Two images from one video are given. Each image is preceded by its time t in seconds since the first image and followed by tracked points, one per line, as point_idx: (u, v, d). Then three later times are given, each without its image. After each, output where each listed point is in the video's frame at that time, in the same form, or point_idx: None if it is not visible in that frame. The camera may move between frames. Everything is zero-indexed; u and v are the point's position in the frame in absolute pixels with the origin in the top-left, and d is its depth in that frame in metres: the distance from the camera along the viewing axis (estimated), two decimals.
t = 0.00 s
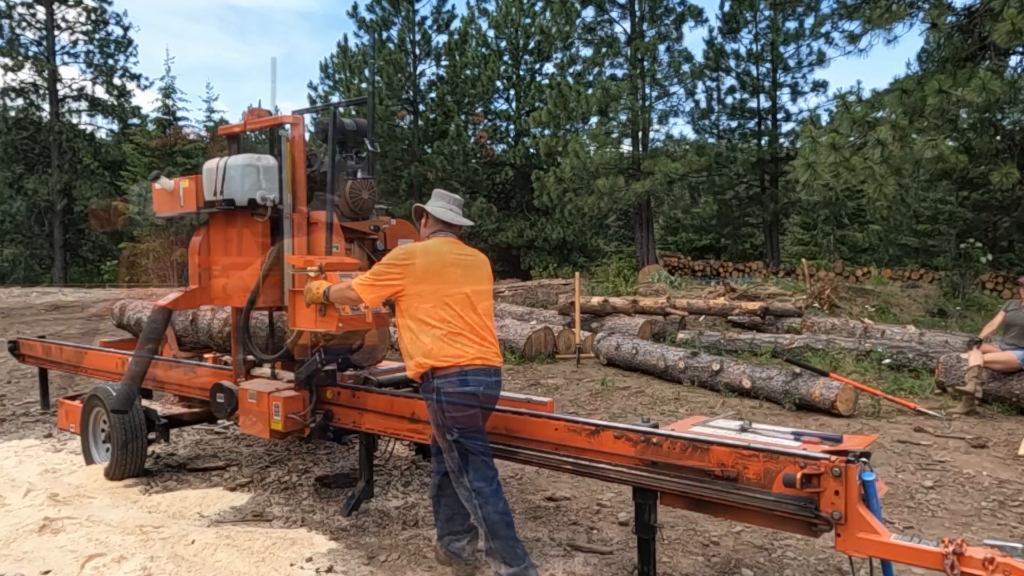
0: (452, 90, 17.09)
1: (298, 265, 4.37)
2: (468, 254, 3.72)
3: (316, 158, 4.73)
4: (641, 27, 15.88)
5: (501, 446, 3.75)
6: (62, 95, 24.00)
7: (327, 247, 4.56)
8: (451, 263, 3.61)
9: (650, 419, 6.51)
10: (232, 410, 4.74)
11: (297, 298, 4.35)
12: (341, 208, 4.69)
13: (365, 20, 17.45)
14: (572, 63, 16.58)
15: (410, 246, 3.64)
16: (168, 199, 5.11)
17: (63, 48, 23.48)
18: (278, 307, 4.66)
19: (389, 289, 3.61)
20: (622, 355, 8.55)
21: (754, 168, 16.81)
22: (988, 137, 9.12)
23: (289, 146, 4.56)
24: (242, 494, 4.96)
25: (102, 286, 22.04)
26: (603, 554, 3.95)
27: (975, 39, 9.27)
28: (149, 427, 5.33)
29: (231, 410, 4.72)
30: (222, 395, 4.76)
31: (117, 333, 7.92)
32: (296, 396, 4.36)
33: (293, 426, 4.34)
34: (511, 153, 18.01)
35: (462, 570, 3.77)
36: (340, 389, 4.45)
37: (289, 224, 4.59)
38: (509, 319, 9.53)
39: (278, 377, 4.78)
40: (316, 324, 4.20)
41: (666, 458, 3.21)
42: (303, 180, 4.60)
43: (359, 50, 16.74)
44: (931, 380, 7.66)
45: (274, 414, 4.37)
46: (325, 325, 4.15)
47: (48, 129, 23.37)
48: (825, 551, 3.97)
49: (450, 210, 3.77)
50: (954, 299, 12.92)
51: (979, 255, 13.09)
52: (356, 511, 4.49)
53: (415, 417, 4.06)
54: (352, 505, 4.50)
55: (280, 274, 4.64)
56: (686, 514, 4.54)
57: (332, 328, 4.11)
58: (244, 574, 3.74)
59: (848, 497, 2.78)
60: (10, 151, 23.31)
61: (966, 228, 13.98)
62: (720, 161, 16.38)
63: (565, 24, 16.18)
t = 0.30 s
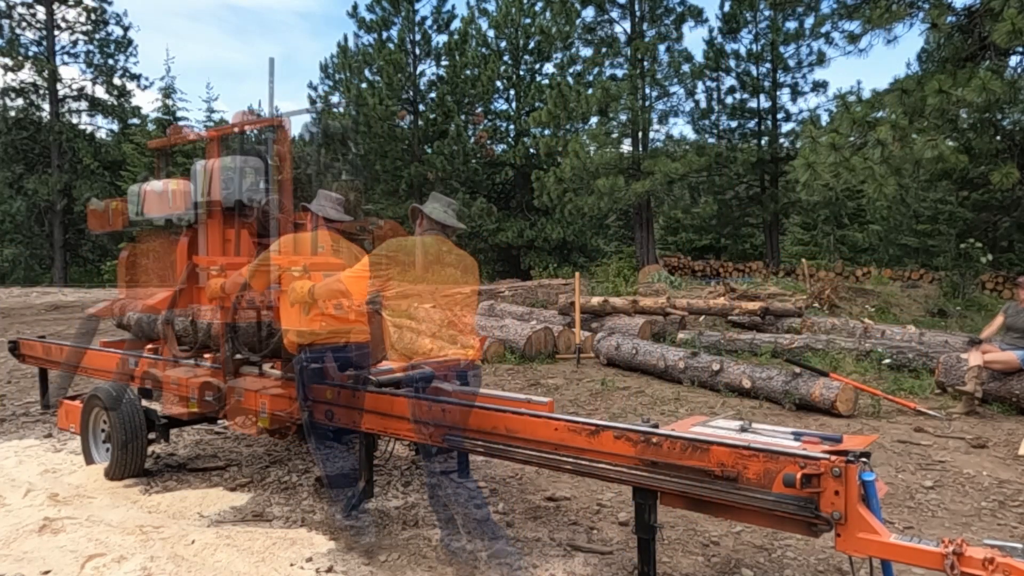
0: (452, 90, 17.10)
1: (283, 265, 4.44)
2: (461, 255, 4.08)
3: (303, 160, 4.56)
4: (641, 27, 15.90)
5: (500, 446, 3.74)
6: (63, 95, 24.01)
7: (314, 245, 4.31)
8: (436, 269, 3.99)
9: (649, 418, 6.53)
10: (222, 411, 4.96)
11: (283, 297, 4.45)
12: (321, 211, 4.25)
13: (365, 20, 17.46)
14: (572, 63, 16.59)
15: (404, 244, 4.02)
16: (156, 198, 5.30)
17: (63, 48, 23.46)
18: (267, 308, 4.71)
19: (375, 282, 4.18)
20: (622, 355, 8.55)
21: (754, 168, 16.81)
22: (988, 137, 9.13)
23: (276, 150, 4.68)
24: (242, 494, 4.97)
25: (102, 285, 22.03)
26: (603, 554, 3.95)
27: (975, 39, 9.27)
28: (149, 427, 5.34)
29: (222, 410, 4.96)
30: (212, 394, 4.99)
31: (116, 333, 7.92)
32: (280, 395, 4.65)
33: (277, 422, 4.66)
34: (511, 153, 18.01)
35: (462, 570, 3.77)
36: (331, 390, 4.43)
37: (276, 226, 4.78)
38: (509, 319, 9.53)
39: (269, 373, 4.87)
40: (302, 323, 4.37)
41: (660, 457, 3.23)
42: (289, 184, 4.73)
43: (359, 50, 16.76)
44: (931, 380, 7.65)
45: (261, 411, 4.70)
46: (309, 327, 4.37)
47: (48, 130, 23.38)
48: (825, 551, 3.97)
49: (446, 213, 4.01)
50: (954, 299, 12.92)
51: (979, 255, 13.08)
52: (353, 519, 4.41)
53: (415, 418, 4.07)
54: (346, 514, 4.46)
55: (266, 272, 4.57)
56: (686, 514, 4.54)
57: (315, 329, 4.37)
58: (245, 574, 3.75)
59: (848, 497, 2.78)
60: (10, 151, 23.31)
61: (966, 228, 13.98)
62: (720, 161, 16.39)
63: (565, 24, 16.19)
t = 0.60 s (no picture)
0: (452, 90, 17.10)
1: (274, 262, 4.07)
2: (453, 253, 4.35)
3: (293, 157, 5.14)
4: (641, 27, 15.91)
5: (500, 446, 3.73)
6: (62, 95, 23.97)
7: (306, 240, 4.15)
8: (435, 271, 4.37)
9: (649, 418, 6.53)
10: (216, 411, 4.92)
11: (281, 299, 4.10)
12: (324, 209, 4.25)
13: (366, 20, 17.46)
14: (572, 63, 16.59)
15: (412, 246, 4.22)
16: (156, 197, 5.13)
17: (63, 48, 23.43)
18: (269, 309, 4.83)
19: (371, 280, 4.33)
20: (622, 354, 8.56)
21: (754, 168, 16.80)
22: (988, 137, 9.12)
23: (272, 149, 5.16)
24: (242, 494, 4.97)
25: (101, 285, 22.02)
26: (603, 554, 3.95)
27: (975, 39, 9.27)
28: (149, 427, 5.34)
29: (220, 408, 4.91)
30: (207, 394, 4.86)
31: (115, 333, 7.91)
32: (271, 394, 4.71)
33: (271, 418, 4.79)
34: (512, 152, 18.01)
35: (462, 570, 3.77)
36: (327, 389, 4.05)
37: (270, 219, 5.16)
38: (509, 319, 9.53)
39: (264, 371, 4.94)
40: (305, 322, 4.03)
41: (660, 457, 3.23)
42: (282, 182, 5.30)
43: (359, 50, 16.75)
44: (931, 380, 7.65)
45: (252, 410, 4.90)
46: (308, 325, 4.03)
47: (48, 130, 23.34)
48: (825, 551, 3.97)
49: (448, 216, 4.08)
50: (954, 299, 12.91)
51: (979, 255, 13.09)
52: (331, 520, 4.03)
53: (416, 418, 4.07)
54: (316, 504, 4.06)
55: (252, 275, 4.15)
56: (686, 514, 4.54)
57: (317, 328, 4.03)
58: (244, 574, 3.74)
59: (848, 497, 2.78)
60: (10, 151, 23.29)
61: (966, 229, 13.97)
62: (720, 161, 16.38)
63: (565, 24, 16.18)
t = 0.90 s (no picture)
0: (452, 90, 17.11)
1: (274, 261, 4.06)
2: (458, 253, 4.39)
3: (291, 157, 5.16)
4: (641, 27, 15.91)
5: (500, 446, 3.73)
6: (62, 95, 23.95)
7: (308, 240, 4.13)
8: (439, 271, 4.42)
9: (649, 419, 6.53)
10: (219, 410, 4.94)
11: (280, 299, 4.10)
12: (327, 210, 4.24)
13: (366, 20, 17.46)
14: (572, 63, 16.60)
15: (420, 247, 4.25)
16: (155, 199, 5.03)
17: (63, 48, 23.41)
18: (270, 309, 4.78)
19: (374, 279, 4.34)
20: (622, 354, 8.56)
21: (754, 168, 16.79)
22: (988, 137, 9.11)
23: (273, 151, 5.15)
24: (243, 494, 4.97)
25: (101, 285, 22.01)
26: (603, 554, 3.95)
27: (975, 39, 9.26)
28: (149, 427, 5.34)
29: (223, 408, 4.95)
30: (211, 394, 4.89)
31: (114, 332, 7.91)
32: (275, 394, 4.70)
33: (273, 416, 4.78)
34: (511, 152, 18.01)
35: (462, 570, 3.77)
36: (325, 390, 4.02)
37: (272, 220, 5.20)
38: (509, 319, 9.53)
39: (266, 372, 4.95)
40: (303, 323, 4.03)
41: (662, 458, 3.22)
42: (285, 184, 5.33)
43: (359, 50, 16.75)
44: (931, 380, 7.65)
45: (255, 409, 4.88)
46: (306, 325, 4.03)
47: (48, 130, 23.32)
48: (825, 551, 3.97)
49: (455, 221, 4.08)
50: (954, 299, 12.90)
51: (979, 255, 13.10)
52: (312, 525, 4.11)
53: (415, 418, 4.07)
54: (304, 506, 4.13)
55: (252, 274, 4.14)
56: (686, 514, 4.54)
57: (316, 330, 4.03)
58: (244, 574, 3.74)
59: (848, 497, 2.78)
60: (10, 151, 23.29)
61: (966, 229, 13.98)
62: (720, 161, 16.39)
63: (565, 24, 16.17)
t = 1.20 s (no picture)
0: (452, 90, 17.10)
1: (274, 262, 4.04)
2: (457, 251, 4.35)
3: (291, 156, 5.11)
4: (641, 27, 15.91)
5: (500, 446, 3.73)
6: (62, 95, 23.94)
7: (307, 241, 4.12)
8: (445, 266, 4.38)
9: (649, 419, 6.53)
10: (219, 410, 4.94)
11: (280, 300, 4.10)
12: (325, 211, 4.25)
13: (366, 20, 17.46)
14: (572, 63, 16.60)
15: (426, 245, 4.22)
16: (155, 200, 5.03)
17: (63, 48, 23.41)
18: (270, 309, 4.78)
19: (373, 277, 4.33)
20: (622, 354, 8.56)
21: (754, 168, 16.79)
22: (988, 137, 9.10)
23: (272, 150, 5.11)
24: (242, 494, 4.97)
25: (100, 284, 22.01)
26: (603, 554, 3.95)
27: (975, 39, 9.26)
28: (149, 427, 5.34)
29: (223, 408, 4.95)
30: (211, 394, 4.89)
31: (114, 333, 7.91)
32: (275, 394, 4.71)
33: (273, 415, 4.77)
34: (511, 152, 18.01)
35: (462, 570, 3.77)
36: (325, 391, 4.02)
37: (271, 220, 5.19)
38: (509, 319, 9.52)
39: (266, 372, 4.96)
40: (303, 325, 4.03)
41: (663, 458, 3.22)
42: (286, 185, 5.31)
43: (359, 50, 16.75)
44: (931, 380, 7.65)
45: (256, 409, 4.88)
46: (306, 327, 4.03)
47: (48, 130, 23.31)
48: (825, 551, 3.97)
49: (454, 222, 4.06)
50: (954, 299, 12.89)
51: (979, 255, 13.10)
52: (314, 525, 4.11)
53: (415, 418, 4.07)
54: (304, 507, 4.13)
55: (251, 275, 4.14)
56: (686, 514, 4.54)
57: (316, 333, 4.03)
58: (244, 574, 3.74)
59: (848, 497, 2.78)
60: (10, 151, 23.30)
61: (967, 229, 13.99)
62: (720, 161, 16.39)
63: (565, 23, 16.17)
